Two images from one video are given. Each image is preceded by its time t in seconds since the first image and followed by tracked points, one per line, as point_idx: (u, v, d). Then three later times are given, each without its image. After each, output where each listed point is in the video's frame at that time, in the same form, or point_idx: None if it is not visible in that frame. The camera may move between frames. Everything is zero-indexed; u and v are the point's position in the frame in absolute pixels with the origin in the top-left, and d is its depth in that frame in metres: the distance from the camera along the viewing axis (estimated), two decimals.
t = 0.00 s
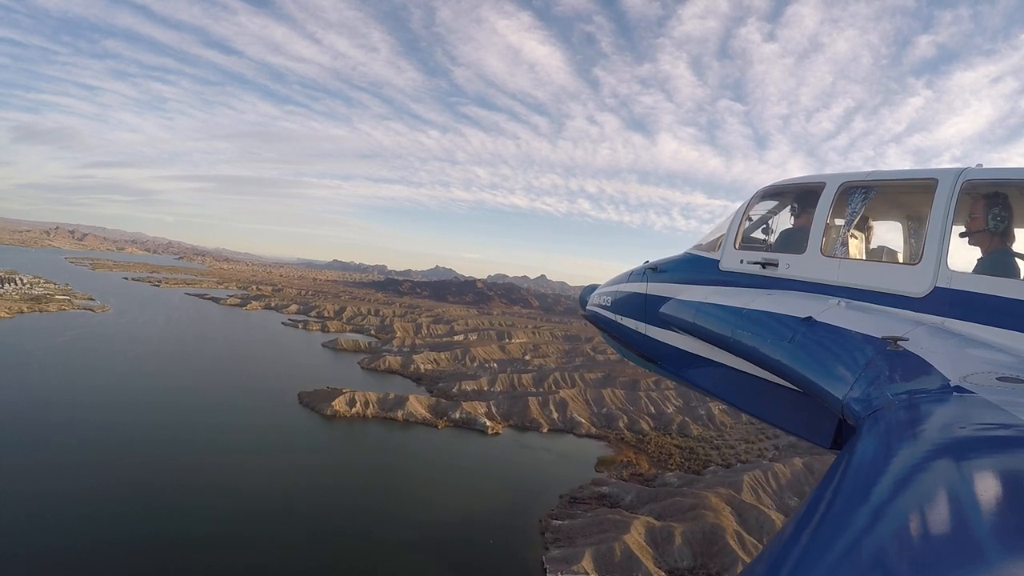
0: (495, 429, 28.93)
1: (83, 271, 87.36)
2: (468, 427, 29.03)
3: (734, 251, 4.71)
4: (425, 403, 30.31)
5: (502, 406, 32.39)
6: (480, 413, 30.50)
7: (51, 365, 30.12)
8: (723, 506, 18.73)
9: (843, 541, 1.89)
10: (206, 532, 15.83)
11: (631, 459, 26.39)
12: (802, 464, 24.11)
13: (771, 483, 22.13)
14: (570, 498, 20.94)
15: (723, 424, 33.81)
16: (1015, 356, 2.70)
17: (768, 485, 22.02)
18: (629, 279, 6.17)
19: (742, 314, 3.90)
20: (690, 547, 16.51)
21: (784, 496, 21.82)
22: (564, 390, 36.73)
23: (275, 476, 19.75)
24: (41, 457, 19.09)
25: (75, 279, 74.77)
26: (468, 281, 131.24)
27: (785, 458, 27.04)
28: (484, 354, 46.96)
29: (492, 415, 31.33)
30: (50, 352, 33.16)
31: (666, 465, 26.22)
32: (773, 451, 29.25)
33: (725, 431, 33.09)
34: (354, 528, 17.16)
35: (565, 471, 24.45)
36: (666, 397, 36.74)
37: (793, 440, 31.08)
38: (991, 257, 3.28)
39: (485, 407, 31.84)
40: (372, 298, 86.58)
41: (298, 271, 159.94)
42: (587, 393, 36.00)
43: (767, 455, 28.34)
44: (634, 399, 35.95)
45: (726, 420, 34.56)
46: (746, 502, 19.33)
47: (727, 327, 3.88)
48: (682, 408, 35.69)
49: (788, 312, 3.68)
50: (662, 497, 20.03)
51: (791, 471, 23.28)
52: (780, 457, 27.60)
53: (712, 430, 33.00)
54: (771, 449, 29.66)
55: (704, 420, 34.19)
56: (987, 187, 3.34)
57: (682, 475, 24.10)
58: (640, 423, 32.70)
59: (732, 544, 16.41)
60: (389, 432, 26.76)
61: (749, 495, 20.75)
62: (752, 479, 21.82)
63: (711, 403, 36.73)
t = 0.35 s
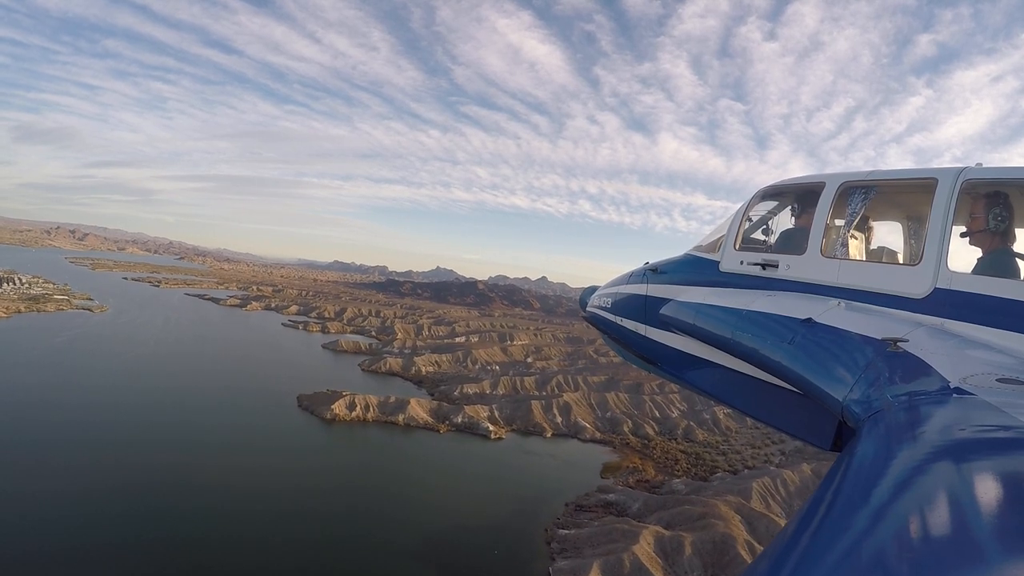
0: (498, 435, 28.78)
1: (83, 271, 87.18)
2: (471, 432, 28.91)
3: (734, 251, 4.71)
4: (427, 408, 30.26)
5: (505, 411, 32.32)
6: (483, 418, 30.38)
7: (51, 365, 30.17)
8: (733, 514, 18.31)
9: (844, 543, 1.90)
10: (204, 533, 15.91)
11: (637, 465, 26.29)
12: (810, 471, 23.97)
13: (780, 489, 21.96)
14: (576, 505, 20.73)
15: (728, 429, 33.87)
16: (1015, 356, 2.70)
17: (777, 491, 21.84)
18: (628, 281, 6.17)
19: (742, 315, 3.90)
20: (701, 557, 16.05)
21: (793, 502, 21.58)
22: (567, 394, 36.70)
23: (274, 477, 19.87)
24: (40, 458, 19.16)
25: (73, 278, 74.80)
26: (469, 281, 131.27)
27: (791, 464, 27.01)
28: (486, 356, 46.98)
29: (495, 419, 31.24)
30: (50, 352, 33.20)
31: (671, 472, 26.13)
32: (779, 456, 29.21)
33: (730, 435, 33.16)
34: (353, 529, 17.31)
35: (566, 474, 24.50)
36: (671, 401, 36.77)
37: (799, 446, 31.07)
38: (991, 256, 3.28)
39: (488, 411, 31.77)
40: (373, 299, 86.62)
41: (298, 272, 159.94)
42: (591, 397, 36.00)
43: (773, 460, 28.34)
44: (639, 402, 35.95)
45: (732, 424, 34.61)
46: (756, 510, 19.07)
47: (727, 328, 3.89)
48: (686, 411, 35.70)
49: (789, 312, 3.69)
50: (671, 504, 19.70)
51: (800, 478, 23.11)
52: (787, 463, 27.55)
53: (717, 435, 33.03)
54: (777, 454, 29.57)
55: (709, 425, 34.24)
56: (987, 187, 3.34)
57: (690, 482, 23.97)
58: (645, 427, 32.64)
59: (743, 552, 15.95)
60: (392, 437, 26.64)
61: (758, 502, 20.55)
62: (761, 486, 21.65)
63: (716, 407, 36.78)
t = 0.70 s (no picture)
0: (501, 438, 28.74)
1: (83, 269, 87.09)
2: (474, 434, 28.87)
3: (734, 251, 4.72)
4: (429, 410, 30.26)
5: (508, 413, 32.34)
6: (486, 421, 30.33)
7: (50, 364, 30.23)
8: (742, 521, 18.05)
9: (844, 542, 1.90)
10: (202, 533, 16.01)
11: (644, 470, 26.23)
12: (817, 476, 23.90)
13: (788, 494, 21.86)
14: (582, 511, 20.61)
15: (733, 433, 33.94)
16: (1014, 357, 2.71)
17: (785, 496, 21.75)
18: (629, 280, 6.18)
19: (743, 315, 3.91)
20: (711, 565, 15.85)
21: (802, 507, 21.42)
22: (571, 396, 36.72)
23: (272, 477, 19.95)
24: (38, 457, 19.21)
25: (72, 275, 74.80)
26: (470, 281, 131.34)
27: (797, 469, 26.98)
28: (488, 356, 47.00)
29: (497, 421, 31.23)
30: (49, 350, 33.24)
31: (677, 476, 26.08)
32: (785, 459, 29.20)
33: (736, 439, 33.22)
34: (352, 530, 17.42)
35: (565, 477, 24.56)
36: (675, 404, 36.79)
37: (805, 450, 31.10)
38: (991, 257, 3.29)
39: (491, 414, 31.76)
40: (374, 299, 86.72)
41: (299, 270, 160.19)
42: (595, 399, 36.02)
43: (779, 464, 28.35)
44: (643, 405, 35.96)
45: (736, 428, 34.68)
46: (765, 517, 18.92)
47: (727, 327, 3.90)
48: (690, 415, 35.72)
49: (789, 313, 3.69)
50: (679, 511, 19.52)
51: (809, 484, 22.98)
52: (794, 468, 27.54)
53: (722, 439, 33.08)
54: (783, 458, 29.48)
55: (714, 428, 34.30)
56: (988, 188, 3.35)
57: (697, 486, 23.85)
58: (650, 430, 32.64)
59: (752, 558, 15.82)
60: (395, 440, 26.59)
61: (767, 508, 20.41)
62: (769, 490, 21.63)
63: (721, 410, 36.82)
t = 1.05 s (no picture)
0: (504, 442, 28.62)
1: (83, 269, 87.13)
2: (478, 438, 28.78)
3: (734, 251, 4.71)
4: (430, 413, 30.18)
5: (511, 416, 32.29)
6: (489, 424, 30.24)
7: (49, 364, 30.24)
8: (751, 528, 17.99)
9: (843, 543, 1.89)
10: (201, 532, 16.08)
11: (650, 474, 26.12)
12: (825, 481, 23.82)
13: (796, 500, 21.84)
14: (589, 517, 20.38)
15: (739, 435, 33.93)
16: (1015, 356, 2.70)
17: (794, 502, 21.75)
18: (628, 280, 6.16)
19: (742, 314, 3.89)
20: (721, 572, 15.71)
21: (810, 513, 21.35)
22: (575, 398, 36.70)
23: (270, 477, 20.03)
24: (37, 456, 19.27)
25: (71, 276, 74.75)
26: (471, 282, 131.30)
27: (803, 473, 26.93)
28: (490, 358, 46.99)
29: (501, 424, 31.16)
30: (49, 350, 33.27)
31: (683, 480, 26.00)
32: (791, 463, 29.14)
33: (741, 441, 33.23)
34: (350, 529, 17.49)
35: (565, 480, 24.59)
36: (679, 406, 36.77)
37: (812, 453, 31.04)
38: (991, 255, 3.28)
39: (494, 416, 31.69)
40: (374, 299, 86.73)
41: (299, 271, 160.24)
42: (599, 402, 36.00)
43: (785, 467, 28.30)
44: (647, 407, 35.96)
45: (742, 430, 34.67)
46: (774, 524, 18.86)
47: (727, 327, 3.88)
48: (695, 417, 35.70)
49: (788, 312, 3.68)
50: (688, 517, 19.45)
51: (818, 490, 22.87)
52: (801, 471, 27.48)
53: (728, 441, 33.06)
54: (789, 461, 29.43)
55: (719, 431, 34.28)
56: (988, 186, 3.34)
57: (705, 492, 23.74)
58: (655, 433, 32.59)
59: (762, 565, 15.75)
60: (398, 442, 26.53)
61: (775, 514, 20.33)
62: (777, 496, 21.60)
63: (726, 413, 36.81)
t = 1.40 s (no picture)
0: (508, 445, 28.53)
1: (82, 267, 87.07)
2: (482, 441, 28.74)
3: (734, 251, 4.71)
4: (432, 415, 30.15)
5: (515, 418, 32.26)
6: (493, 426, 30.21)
7: (49, 363, 30.26)
8: (763, 535, 17.96)
9: (843, 543, 1.89)
10: (201, 532, 16.14)
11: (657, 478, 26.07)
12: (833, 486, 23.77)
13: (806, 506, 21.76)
14: (597, 525, 20.18)
15: (745, 438, 33.95)
16: (1014, 356, 2.70)
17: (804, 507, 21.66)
18: (628, 280, 6.17)
19: (742, 314, 3.90)
20: None
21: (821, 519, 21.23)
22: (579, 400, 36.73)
23: (269, 477, 20.09)
24: (36, 456, 19.30)
25: (70, 274, 74.73)
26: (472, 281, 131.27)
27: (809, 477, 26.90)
28: (492, 358, 47.00)
29: (505, 426, 31.11)
30: (48, 349, 33.29)
31: (691, 485, 25.96)
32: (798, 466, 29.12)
33: (748, 443, 33.26)
34: (349, 530, 17.60)
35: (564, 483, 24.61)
36: (684, 408, 36.80)
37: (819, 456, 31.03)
38: (992, 256, 3.29)
39: (497, 418, 31.65)
40: (376, 298, 86.72)
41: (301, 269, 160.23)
42: (604, 404, 36.01)
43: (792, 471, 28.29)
44: (652, 410, 35.98)
45: (748, 433, 34.70)
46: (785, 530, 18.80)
47: (727, 327, 3.88)
48: (701, 419, 35.71)
49: (789, 312, 3.69)
50: (698, 524, 19.34)
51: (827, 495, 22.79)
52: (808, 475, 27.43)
53: (735, 443, 33.07)
54: (796, 465, 29.39)
55: (725, 433, 34.30)
56: (988, 187, 3.35)
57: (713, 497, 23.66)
58: (661, 435, 32.57)
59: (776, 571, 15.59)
60: (400, 445, 26.53)
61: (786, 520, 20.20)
62: (788, 502, 21.52)
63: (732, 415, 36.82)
